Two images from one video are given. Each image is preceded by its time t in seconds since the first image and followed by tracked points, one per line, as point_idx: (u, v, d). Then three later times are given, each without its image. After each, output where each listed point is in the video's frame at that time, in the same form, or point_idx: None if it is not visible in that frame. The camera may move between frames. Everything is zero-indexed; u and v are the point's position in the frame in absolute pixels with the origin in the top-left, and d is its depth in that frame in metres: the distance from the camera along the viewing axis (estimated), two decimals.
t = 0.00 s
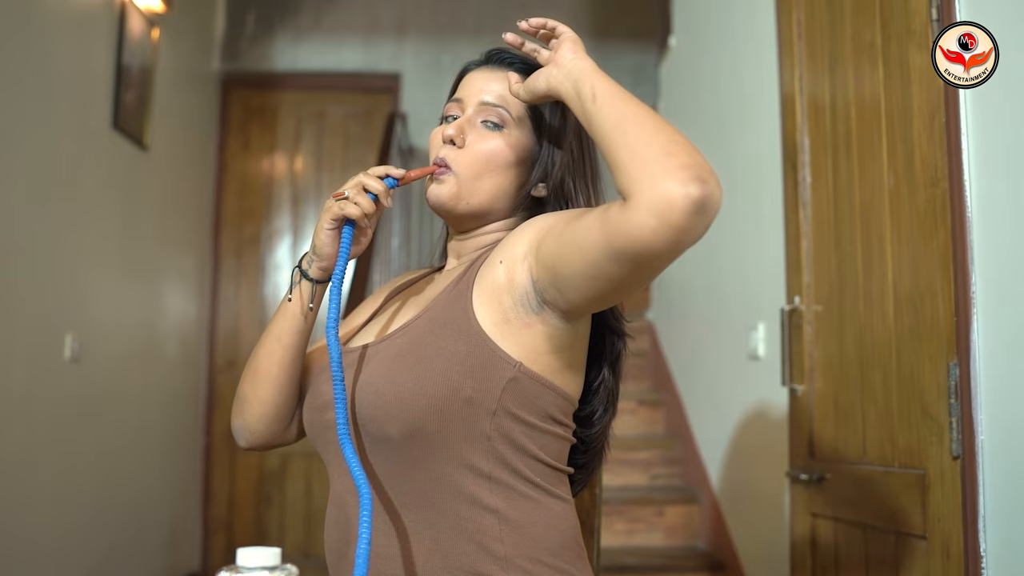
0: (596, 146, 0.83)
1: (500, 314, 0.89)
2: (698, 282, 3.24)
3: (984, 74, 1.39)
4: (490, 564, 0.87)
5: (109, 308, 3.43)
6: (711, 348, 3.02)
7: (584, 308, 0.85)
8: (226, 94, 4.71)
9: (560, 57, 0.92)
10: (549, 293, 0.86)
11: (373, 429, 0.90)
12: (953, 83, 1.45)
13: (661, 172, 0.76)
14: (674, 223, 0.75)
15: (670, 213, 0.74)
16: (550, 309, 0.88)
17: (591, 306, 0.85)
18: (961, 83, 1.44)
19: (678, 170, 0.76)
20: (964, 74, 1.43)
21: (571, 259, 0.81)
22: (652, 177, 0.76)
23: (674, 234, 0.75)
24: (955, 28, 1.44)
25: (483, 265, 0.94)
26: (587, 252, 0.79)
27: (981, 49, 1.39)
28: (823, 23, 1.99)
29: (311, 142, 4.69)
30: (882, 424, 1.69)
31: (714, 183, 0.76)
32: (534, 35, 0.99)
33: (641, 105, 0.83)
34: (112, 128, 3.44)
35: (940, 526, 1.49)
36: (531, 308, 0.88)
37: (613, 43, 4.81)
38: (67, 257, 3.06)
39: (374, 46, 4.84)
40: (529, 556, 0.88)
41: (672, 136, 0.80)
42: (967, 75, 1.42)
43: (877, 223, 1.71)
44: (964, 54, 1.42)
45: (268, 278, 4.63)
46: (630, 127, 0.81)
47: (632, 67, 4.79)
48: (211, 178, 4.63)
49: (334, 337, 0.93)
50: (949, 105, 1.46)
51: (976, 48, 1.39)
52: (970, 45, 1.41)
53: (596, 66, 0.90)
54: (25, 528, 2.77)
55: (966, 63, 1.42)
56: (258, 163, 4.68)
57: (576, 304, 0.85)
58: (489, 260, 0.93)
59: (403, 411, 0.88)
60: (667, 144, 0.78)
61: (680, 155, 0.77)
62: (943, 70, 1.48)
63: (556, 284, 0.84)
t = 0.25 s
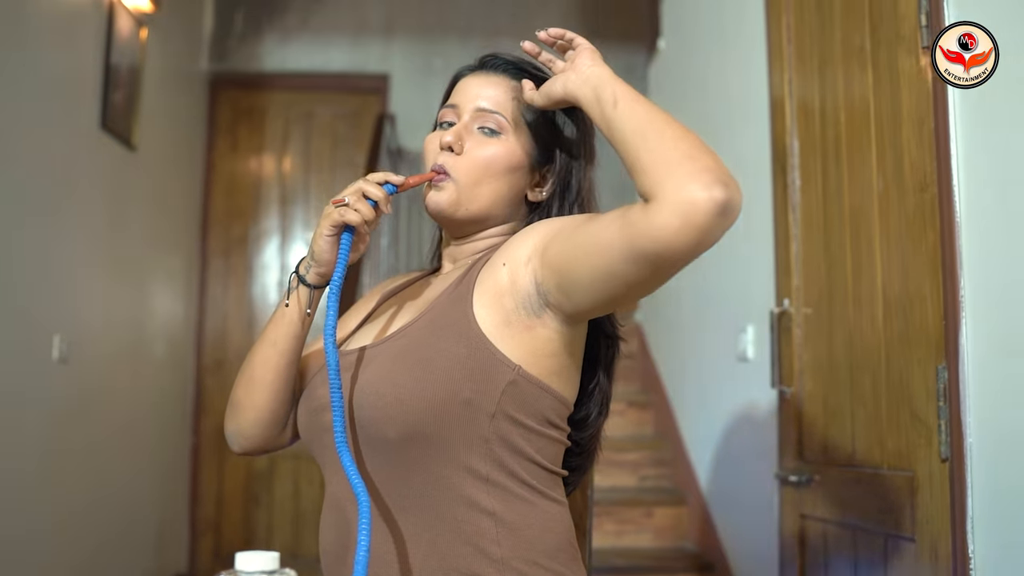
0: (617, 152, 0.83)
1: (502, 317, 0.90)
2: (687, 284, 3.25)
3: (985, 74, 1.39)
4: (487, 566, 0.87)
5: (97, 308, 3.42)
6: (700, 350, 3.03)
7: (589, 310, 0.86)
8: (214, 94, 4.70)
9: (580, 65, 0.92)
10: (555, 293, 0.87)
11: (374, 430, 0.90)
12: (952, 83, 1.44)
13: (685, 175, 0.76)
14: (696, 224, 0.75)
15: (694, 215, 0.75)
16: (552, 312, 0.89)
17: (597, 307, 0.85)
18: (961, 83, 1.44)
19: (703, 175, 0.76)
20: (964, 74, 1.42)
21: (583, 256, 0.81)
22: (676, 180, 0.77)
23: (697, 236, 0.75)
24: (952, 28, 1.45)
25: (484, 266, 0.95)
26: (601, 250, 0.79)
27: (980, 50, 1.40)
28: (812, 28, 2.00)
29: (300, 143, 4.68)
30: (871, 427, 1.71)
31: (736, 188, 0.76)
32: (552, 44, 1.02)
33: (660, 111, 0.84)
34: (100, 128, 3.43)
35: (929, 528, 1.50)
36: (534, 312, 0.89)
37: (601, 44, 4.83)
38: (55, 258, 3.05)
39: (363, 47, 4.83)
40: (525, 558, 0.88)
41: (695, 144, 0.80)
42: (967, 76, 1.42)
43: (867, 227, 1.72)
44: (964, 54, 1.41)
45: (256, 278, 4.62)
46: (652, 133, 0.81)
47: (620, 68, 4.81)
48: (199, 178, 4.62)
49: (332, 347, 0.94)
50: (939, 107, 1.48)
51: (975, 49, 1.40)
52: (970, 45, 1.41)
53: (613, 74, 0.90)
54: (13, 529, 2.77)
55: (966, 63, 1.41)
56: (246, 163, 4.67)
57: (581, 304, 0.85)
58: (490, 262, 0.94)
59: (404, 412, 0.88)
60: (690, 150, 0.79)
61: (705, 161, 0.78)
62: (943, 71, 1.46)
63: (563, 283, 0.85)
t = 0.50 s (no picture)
0: (630, 151, 0.85)
1: (508, 320, 0.90)
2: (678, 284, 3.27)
3: (985, 74, 1.39)
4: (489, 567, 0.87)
5: (86, 308, 3.41)
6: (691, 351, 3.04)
7: (596, 309, 0.86)
8: (203, 93, 4.69)
9: (593, 72, 0.94)
10: (563, 292, 0.87)
11: (379, 431, 0.91)
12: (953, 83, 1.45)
13: (702, 171, 0.78)
14: (714, 217, 0.76)
15: (713, 209, 0.76)
16: (558, 314, 0.89)
17: (605, 306, 0.85)
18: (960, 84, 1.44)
19: (720, 172, 0.78)
20: (964, 74, 1.43)
21: (596, 251, 0.82)
22: (693, 176, 0.78)
23: (715, 230, 0.77)
24: (951, 28, 1.45)
25: (490, 268, 0.95)
26: (616, 244, 0.80)
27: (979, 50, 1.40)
28: (805, 31, 2.01)
29: (289, 143, 4.68)
30: (863, 428, 1.72)
31: (752, 184, 0.78)
32: (564, 59, 1.01)
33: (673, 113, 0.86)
34: (90, 128, 3.42)
35: (922, 528, 1.51)
36: (541, 315, 0.89)
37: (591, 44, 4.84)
38: (45, 257, 3.04)
39: (353, 47, 4.83)
40: (525, 560, 0.88)
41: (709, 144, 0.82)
42: (967, 75, 1.43)
43: (859, 229, 1.73)
44: (964, 54, 1.42)
45: (246, 279, 4.61)
46: (666, 132, 0.83)
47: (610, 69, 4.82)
48: (188, 178, 4.60)
49: (332, 350, 0.95)
50: (933, 110, 1.49)
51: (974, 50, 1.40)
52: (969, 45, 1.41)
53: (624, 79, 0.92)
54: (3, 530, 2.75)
55: (966, 63, 1.42)
56: (236, 163, 4.66)
57: (590, 303, 0.85)
58: (497, 263, 0.94)
59: (409, 413, 0.88)
60: (705, 148, 0.81)
61: (721, 159, 0.80)
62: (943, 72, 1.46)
63: (573, 283, 0.85)
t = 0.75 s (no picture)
0: (644, 148, 0.86)
1: (519, 322, 0.91)
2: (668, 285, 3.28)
3: (985, 74, 1.42)
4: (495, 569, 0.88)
5: (74, 308, 3.39)
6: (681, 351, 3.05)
7: (610, 308, 0.87)
8: (191, 92, 4.68)
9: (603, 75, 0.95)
10: (576, 291, 0.88)
11: (386, 432, 0.91)
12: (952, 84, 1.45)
13: (716, 160, 0.80)
14: (729, 203, 0.78)
15: (728, 194, 0.78)
16: (569, 316, 0.90)
17: (618, 304, 0.86)
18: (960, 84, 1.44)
19: (734, 160, 0.80)
20: (964, 75, 1.44)
21: (610, 246, 0.83)
22: (707, 165, 0.80)
23: (730, 215, 0.78)
24: (950, 29, 1.47)
25: (500, 270, 0.96)
26: (631, 236, 0.81)
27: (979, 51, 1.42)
28: (799, 33, 2.02)
29: (278, 142, 4.67)
30: (856, 429, 1.73)
31: (765, 172, 0.80)
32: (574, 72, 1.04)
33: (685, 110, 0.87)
34: (79, 127, 3.41)
35: (915, 529, 1.52)
36: (552, 316, 0.90)
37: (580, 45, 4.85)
38: (34, 257, 3.03)
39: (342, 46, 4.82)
40: (531, 562, 0.89)
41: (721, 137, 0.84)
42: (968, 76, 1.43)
43: (852, 232, 1.74)
44: (964, 55, 1.43)
45: (234, 278, 4.59)
46: (678, 127, 0.84)
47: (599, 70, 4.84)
48: (176, 177, 4.59)
49: (335, 355, 0.95)
50: (926, 113, 1.50)
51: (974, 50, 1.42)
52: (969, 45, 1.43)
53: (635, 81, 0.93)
54: None
55: (966, 63, 1.43)
56: (224, 162, 4.65)
57: (603, 300, 0.86)
58: (507, 265, 0.95)
59: (419, 415, 0.88)
60: (717, 139, 0.83)
61: (733, 150, 0.81)
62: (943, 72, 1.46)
63: (586, 281, 0.86)
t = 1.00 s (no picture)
0: (652, 145, 0.88)
1: (531, 327, 0.91)
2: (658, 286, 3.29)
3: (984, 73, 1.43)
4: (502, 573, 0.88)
5: (63, 308, 3.38)
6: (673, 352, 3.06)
7: (622, 308, 0.87)
8: (180, 92, 4.66)
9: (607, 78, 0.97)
10: (588, 293, 0.88)
11: (395, 436, 0.91)
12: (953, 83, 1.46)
13: (723, 149, 0.81)
14: (739, 189, 0.79)
15: (738, 180, 0.79)
16: (580, 320, 0.90)
17: (631, 303, 0.86)
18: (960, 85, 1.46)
19: (741, 148, 0.81)
20: (964, 74, 1.45)
21: (622, 243, 0.84)
22: (715, 155, 0.81)
23: (742, 201, 0.80)
24: (950, 29, 1.50)
25: (510, 274, 0.96)
26: (642, 230, 0.82)
27: (979, 51, 1.44)
28: (793, 36, 2.03)
29: (267, 142, 4.66)
30: (850, 432, 1.74)
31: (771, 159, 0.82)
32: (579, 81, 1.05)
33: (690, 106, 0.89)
34: (68, 127, 3.40)
35: (909, 531, 1.53)
36: (564, 319, 0.90)
37: (570, 46, 4.86)
38: (23, 257, 3.02)
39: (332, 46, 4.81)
40: (537, 566, 0.89)
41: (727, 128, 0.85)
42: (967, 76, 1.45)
43: (846, 236, 1.76)
44: (964, 54, 1.45)
45: (223, 278, 4.58)
46: (684, 121, 0.86)
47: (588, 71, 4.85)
48: (165, 177, 4.58)
49: (336, 362, 0.97)
50: (921, 117, 1.51)
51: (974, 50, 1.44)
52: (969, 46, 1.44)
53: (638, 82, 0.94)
54: None
55: (966, 63, 1.44)
56: (213, 161, 4.64)
57: (616, 300, 0.86)
58: (518, 269, 0.95)
59: (431, 419, 0.89)
60: (722, 130, 0.84)
61: (739, 139, 0.83)
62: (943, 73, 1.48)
63: (598, 282, 0.86)
